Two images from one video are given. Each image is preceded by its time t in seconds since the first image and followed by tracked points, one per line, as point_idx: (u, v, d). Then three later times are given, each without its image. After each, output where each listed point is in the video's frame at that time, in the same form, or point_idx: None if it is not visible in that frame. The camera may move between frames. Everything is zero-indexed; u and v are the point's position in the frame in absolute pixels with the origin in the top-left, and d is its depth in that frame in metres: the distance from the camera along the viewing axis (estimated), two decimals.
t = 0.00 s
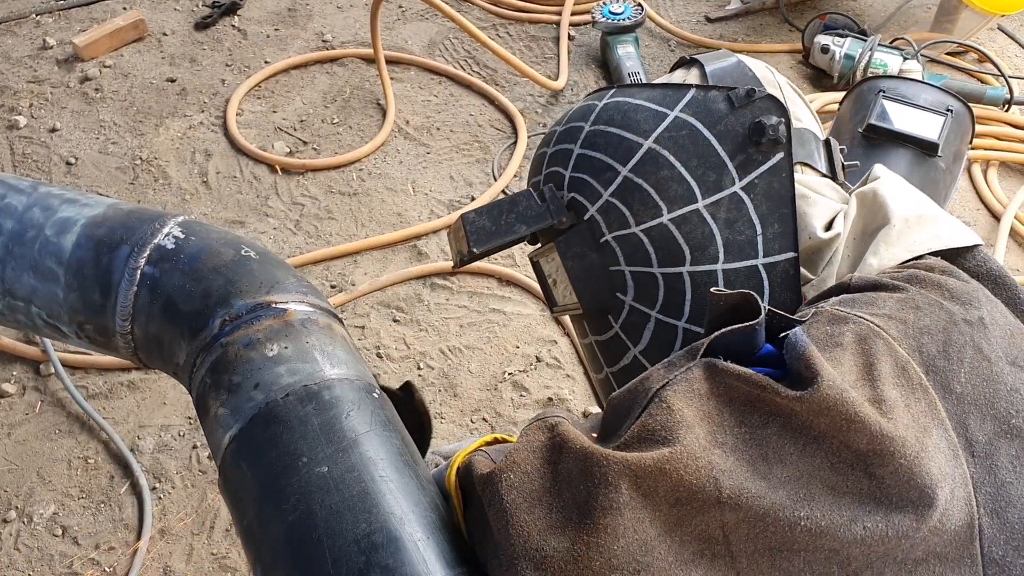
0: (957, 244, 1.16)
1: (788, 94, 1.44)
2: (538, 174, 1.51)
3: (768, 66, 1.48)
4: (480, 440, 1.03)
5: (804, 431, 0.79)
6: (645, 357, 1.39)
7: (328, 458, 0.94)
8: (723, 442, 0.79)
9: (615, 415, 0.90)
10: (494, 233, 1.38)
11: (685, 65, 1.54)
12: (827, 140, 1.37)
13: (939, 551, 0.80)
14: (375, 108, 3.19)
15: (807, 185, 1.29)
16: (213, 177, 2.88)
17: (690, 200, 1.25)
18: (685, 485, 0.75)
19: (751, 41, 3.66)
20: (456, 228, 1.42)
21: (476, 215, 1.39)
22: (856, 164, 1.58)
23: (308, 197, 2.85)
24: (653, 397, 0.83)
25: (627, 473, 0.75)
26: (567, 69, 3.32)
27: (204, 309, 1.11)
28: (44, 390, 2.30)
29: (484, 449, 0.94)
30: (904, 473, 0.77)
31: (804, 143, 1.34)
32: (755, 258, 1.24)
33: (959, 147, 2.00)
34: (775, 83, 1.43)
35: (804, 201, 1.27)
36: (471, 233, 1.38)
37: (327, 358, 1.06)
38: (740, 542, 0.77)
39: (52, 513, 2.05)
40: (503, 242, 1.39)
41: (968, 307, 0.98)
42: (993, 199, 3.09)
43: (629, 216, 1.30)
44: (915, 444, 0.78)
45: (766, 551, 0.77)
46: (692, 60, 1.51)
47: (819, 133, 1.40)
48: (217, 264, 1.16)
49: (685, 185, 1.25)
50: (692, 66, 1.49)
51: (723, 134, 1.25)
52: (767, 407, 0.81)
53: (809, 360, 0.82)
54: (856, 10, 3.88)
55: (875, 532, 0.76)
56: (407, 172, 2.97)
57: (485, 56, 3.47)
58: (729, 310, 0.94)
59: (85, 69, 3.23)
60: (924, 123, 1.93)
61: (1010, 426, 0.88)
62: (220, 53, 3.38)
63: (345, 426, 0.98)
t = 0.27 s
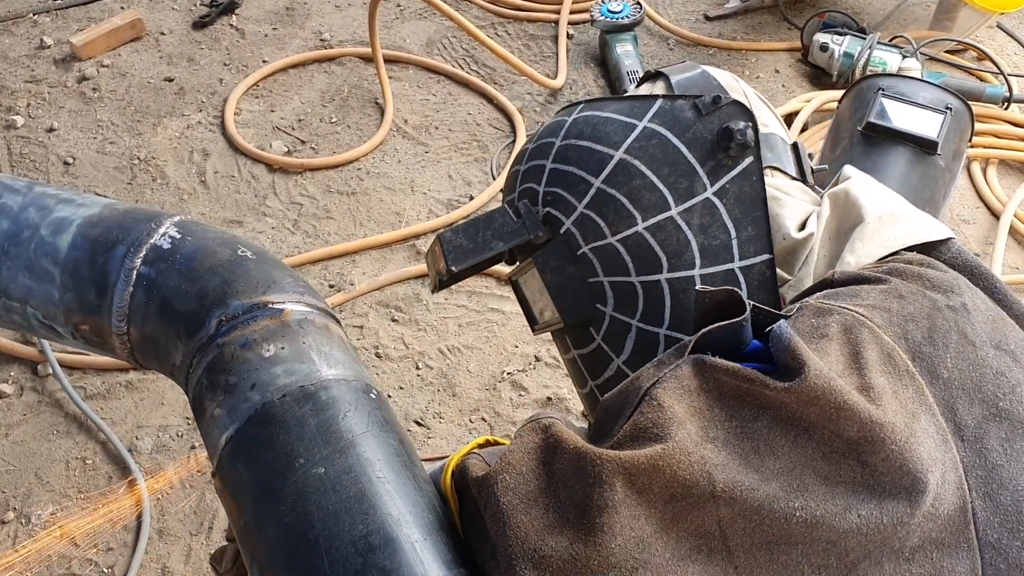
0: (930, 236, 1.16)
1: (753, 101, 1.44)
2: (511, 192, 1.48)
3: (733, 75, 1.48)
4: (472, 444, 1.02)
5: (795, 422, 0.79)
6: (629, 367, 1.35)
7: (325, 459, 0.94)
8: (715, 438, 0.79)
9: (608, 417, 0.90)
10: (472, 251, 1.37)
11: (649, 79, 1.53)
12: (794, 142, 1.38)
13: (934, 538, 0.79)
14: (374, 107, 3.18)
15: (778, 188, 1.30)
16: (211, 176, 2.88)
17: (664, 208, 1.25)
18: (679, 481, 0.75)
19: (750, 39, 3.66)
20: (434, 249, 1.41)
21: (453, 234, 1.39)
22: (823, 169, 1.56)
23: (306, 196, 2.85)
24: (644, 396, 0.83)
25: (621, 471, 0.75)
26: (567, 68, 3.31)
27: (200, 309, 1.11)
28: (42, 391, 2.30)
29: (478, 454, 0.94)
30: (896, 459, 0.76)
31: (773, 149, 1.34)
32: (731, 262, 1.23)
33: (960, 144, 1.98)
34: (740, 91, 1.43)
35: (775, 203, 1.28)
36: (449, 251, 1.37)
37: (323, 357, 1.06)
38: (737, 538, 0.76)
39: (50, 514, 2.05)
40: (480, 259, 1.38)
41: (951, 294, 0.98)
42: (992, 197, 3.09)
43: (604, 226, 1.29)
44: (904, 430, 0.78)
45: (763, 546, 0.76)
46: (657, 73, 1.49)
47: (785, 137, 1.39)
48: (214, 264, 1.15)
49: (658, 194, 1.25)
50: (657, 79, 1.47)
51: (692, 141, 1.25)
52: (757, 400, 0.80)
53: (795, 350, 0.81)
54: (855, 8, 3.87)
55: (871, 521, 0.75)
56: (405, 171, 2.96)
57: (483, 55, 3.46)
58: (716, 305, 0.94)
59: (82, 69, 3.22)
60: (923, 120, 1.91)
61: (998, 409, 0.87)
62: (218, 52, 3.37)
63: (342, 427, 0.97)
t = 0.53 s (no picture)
0: (928, 240, 1.16)
1: (742, 108, 1.43)
2: (505, 205, 1.49)
3: (721, 82, 1.47)
4: (474, 447, 1.02)
5: (797, 431, 0.78)
6: (628, 378, 1.34)
7: (323, 463, 0.93)
8: (717, 446, 0.79)
9: (609, 423, 0.90)
10: (466, 265, 1.37)
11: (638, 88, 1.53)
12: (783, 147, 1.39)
13: (934, 546, 0.79)
14: (373, 107, 3.18)
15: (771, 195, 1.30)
16: (210, 177, 2.88)
17: (656, 217, 1.24)
18: (681, 490, 0.74)
19: (749, 39, 3.66)
20: (429, 263, 1.41)
21: (447, 249, 1.39)
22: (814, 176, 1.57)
23: (306, 197, 2.84)
24: (646, 403, 0.83)
25: (622, 479, 0.74)
26: (566, 69, 3.31)
27: (199, 313, 1.11)
28: (40, 392, 2.30)
29: (478, 459, 0.94)
30: (899, 469, 0.76)
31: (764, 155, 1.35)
32: (725, 269, 1.23)
33: (959, 144, 1.97)
34: (728, 98, 1.43)
35: (768, 209, 1.27)
36: (443, 266, 1.37)
37: (322, 361, 1.05)
38: (739, 546, 0.76)
39: (49, 516, 2.05)
40: (476, 274, 1.38)
41: (950, 301, 0.98)
42: (992, 197, 3.09)
43: (598, 237, 1.29)
44: (906, 439, 0.78)
45: (764, 555, 0.76)
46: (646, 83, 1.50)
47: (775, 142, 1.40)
48: (212, 267, 1.15)
49: (650, 204, 1.25)
50: (646, 89, 1.47)
51: (682, 150, 1.24)
52: (758, 409, 0.80)
53: (797, 360, 0.81)
54: (854, 7, 3.87)
55: (873, 530, 0.75)
56: (405, 172, 2.96)
57: (482, 55, 3.46)
58: (717, 312, 0.94)
59: (81, 70, 3.22)
60: (923, 121, 1.91)
61: (998, 417, 0.87)
62: (217, 53, 3.36)
63: (342, 430, 0.97)
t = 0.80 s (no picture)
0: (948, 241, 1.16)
1: (767, 101, 1.44)
2: (525, 187, 1.50)
3: (747, 75, 1.48)
4: (477, 446, 1.02)
5: (808, 436, 0.78)
6: (639, 364, 1.35)
7: (329, 461, 0.94)
8: (726, 448, 0.79)
9: (619, 422, 0.90)
10: (482, 242, 1.38)
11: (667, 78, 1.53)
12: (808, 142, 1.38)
13: (943, 553, 0.79)
14: (374, 106, 3.18)
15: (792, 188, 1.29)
16: (210, 177, 2.87)
17: (676, 203, 1.24)
18: (690, 491, 0.75)
19: (750, 38, 3.66)
20: (447, 240, 1.42)
21: (465, 226, 1.39)
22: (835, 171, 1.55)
23: (307, 196, 2.84)
24: (656, 404, 0.82)
25: (630, 480, 0.75)
26: (567, 68, 3.31)
27: (203, 312, 1.11)
28: (42, 392, 2.30)
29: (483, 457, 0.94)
30: (908, 476, 0.76)
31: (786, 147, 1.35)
32: (741, 258, 1.23)
33: (960, 143, 1.96)
34: (754, 90, 1.43)
35: (788, 202, 1.27)
36: (461, 243, 1.38)
37: (327, 360, 1.05)
38: (746, 549, 0.76)
39: (52, 515, 2.05)
40: (491, 253, 1.39)
41: (964, 306, 0.98)
42: (992, 196, 3.09)
43: (616, 222, 1.29)
44: (917, 446, 0.78)
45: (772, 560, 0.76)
46: (673, 71, 1.50)
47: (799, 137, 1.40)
48: (216, 266, 1.15)
49: (670, 191, 1.25)
50: (674, 77, 1.48)
51: (705, 138, 1.25)
52: (769, 412, 0.80)
53: (810, 364, 0.81)
54: (855, 6, 3.87)
55: (881, 535, 0.76)
56: (406, 171, 2.96)
57: (483, 54, 3.46)
58: (731, 314, 0.94)
59: (81, 69, 3.22)
60: (924, 119, 1.91)
61: (1011, 424, 0.87)
62: (217, 52, 3.36)
63: (347, 429, 0.97)
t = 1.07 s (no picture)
0: (944, 246, 1.15)
1: (755, 110, 1.44)
2: (515, 204, 1.50)
3: (735, 85, 1.48)
4: (485, 447, 1.03)
5: (811, 442, 0.79)
6: (635, 377, 1.35)
7: (332, 463, 0.94)
8: (729, 456, 0.79)
9: (620, 428, 0.90)
10: (473, 260, 1.39)
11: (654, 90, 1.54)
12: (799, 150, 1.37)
13: (949, 557, 0.80)
14: (374, 107, 3.18)
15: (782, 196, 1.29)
16: (211, 177, 2.88)
17: (665, 215, 1.25)
18: (694, 503, 0.74)
19: (750, 39, 3.66)
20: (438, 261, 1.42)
21: (456, 245, 1.40)
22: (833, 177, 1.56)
23: (307, 197, 2.85)
24: (658, 411, 0.83)
25: (631, 492, 0.74)
26: (567, 68, 3.32)
27: (205, 313, 1.11)
28: (43, 392, 2.30)
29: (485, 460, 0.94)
30: (911, 481, 0.77)
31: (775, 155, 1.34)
32: (733, 269, 1.23)
33: (960, 143, 1.97)
34: (742, 100, 1.43)
35: (778, 211, 1.27)
36: (453, 262, 1.39)
37: (330, 361, 1.06)
38: (749, 555, 0.77)
39: (52, 516, 2.05)
40: (484, 270, 1.39)
41: (965, 312, 0.98)
42: (992, 195, 3.09)
43: (606, 235, 1.30)
44: (922, 452, 0.79)
45: (775, 564, 0.77)
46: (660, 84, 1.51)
47: (789, 146, 1.40)
48: (218, 267, 1.15)
49: (658, 204, 1.25)
50: (661, 90, 1.49)
51: (693, 150, 1.25)
52: (772, 419, 0.80)
53: (813, 370, 0.81)
54: (854, 6, 3.88)
55: (885, 540, 0.77)
56: (406, 172, 2.96)
57: (483, 55, 3.46)
58: (733, 321, 0.94)
59: (82, 70, 3.22)
60: (924, 120, 1.91)
61: (1012, 430, 0.88)
62: (218, 53, 3.36)
63: (349, 430, 0.97)
